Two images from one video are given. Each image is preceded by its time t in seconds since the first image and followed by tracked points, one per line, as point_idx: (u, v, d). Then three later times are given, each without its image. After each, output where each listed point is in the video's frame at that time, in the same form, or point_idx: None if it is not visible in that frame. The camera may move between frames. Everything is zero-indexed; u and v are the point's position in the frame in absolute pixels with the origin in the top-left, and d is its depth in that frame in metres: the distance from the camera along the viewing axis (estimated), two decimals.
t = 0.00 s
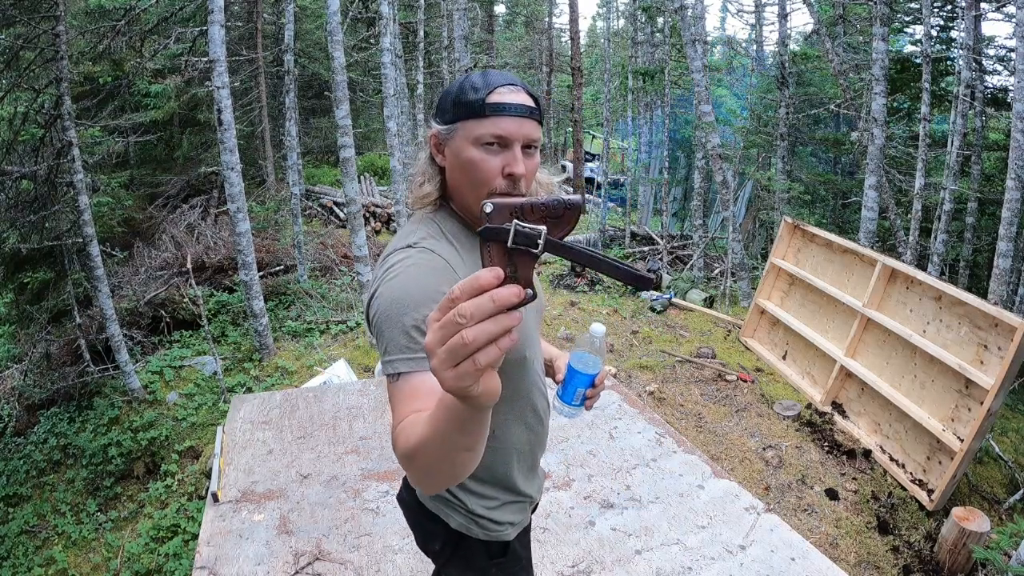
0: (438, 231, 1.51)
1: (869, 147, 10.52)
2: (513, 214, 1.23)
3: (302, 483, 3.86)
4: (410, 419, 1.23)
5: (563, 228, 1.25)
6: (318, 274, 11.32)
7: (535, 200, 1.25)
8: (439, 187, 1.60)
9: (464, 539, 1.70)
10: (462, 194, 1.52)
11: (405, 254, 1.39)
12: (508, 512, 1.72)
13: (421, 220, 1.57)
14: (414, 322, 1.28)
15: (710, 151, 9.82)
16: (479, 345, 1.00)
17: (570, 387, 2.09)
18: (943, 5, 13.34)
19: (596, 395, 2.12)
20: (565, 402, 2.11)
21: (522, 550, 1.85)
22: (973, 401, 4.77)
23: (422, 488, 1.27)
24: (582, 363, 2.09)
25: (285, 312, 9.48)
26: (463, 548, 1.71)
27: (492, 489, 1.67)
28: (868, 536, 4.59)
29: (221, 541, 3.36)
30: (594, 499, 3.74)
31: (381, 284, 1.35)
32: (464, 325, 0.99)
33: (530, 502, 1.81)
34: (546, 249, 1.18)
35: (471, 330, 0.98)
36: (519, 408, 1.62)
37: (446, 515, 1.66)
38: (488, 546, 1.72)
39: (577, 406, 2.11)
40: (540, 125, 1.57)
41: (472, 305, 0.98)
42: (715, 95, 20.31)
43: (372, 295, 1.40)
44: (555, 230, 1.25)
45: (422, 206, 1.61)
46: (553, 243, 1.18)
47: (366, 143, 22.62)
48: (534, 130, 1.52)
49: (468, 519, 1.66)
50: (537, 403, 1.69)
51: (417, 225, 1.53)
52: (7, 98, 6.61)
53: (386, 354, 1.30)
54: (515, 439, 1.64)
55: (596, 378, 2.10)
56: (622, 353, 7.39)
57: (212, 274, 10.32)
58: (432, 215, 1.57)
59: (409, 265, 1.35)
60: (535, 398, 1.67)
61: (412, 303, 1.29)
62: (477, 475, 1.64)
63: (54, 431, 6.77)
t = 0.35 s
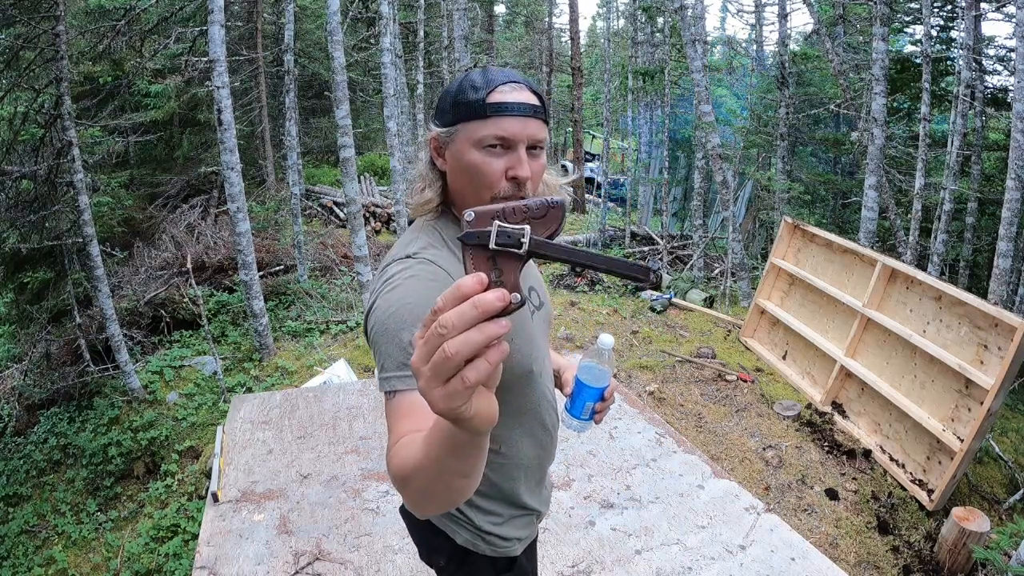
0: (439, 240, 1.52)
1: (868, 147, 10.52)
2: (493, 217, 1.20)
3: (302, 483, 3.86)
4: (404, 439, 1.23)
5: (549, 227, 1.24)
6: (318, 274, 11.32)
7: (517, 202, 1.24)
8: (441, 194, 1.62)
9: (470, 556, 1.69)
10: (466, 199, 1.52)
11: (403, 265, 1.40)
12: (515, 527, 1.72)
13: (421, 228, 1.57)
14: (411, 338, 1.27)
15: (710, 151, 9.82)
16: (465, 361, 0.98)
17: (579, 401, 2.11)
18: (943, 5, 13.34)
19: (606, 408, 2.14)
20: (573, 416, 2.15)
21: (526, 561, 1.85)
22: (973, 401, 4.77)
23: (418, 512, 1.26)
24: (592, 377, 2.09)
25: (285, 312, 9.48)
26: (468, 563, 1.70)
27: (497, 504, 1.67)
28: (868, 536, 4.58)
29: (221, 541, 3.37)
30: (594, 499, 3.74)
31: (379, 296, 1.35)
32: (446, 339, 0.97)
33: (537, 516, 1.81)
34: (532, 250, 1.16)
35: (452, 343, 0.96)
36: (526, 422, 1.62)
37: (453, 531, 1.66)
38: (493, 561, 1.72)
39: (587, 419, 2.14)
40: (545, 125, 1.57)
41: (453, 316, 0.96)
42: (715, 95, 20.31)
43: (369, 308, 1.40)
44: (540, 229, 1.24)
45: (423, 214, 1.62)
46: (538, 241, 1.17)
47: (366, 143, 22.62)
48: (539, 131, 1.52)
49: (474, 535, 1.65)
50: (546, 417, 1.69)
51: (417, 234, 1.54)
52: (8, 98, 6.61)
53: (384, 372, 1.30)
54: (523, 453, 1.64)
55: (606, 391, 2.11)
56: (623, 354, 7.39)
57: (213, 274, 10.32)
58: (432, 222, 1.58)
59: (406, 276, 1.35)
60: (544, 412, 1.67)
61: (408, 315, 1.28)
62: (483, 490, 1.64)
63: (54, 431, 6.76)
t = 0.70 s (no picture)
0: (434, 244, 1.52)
1: (869, 147, 10.52)
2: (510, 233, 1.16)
3: (302, 483, 3.86)
4: (384, 447, 1.27)
5: (543, 289, 1.11)
6: (318, 274, 11.31)
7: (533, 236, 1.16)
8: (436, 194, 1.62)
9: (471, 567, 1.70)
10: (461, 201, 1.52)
11: (396, 271, 1.38)
12: (523, 539, 1.72)
13: (417, 235, 1.55)
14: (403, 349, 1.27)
15: (710, 151, 9.82)
16: (407, 348, 1.02)
17: (585, 413, 2.03)
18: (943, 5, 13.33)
19: (614, 418, 2.05)
20: (581, 429, 2.06)
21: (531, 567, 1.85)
22: (973, 401, 4.77)
23: (407, 525, 1.28)
24: (597, 389, 2.02)
25: (285, 312, 9.48)
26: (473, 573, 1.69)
27: (502, 516, 1.67)
28: (868, 536, 4.58)
29: (221, 541, 3.37)
30: (594, 499, 3.74)
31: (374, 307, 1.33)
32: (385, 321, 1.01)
33: (545, 526, 1.82)
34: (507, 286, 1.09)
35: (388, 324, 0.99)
36: (531, 434, 1.62)
37: (460, 545, 1.66)
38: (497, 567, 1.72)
39: (594, 430, 2.05)
40: (543, 124, 1.57)
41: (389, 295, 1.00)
42: (715, 95, 20.31)
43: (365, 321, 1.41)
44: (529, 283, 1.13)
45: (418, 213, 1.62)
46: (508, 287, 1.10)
47: (366, 143, 22.62)
48: (538, 129, 1.52)
49: (483, 548, 1.65)
50: (551, 428, 1.69)
51: (414, 239, 1.54)
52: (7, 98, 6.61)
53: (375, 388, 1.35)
54: (528, 466, 1.64)
55: (613, 402, 2.02)
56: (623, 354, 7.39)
57: (212, 273, 10.31)
58: (429, 228, 1.58)
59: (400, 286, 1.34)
60: (548, 423, 1.67)
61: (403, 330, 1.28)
62: (489, 504, 1.64)
63: (53, 431, 6.76)
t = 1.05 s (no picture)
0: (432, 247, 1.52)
1: (868, 147, 10.53)
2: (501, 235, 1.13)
3: (301, 483, 3.86)
4: (378, 467, 1.26)
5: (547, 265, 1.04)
6: (318, 274, 11.32)
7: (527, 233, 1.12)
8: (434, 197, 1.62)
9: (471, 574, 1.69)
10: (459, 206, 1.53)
11: (391, 278, 1.35)
12: (526, 544, 1.73)
13: (414, 240, 1.54)
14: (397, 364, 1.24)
15: (710, 151, 9.82)
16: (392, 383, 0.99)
17: (585, 422, 1.97)
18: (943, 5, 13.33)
19: (615, 428, 2.00)
20: (581, 439, 2.00)
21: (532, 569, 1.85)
22: (973, 401, 4.77)
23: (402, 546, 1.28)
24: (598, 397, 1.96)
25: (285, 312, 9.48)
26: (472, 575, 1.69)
27: (503, 522, 1.66)
28: (868, 536, 4.58)
29: (221, 541, 3.37)
30: (594, 499, 3.74)
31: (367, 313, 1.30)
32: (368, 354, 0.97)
33: (547, 531, 1.82)
34: (498, 281, 1.03)
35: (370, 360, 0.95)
36: (531, 441, 1.62)
37: (464, 551, 1.64)
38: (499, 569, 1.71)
39: (595, 441, 2.00)
40: (543, 124, 1.57)
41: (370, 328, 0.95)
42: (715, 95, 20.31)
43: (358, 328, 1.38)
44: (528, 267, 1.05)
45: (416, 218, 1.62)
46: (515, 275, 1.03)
47: (366, 143, 22.62)
48: (536, 129, 1.52)
49: (486, 554, 1.65)
50: (551, 434, 1.69)
51: (410, 242, 1.53)
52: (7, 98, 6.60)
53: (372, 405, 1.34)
54: (528, 472, 1.64)
55: (614, 412, 1.97)
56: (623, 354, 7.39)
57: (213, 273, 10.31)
58: (426, 233, 1.58)
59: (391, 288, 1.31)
60: (548, 429, 1.67)
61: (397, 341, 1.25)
62: (491, 510, 1.63)
63: (53, 431, 6.76)
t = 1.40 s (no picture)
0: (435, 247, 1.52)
1: (868, 147, 10.53)
2: (464, 210, 1.07)
3: (301, 483, 3.86)
4: (387, 478, 1.26)
5: (532, 228, 1.05)
6: (318, 274, 11.32)
7: (498, 193, 1.06)
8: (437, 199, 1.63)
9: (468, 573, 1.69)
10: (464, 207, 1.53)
11: (395, 280, 1.34)
12: (526, 541, 1.73)
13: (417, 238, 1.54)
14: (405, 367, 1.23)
15: (710, 151, 9.82)
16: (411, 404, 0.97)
17: (574, 425, 1.91)
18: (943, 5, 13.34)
19: (605, 429, 1.96)
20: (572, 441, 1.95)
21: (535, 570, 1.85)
22: (973, 401, 4.76)
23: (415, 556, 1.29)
24: (587, 400, 1.92)
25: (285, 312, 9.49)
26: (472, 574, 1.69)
27: (503, 520, 1.66)
28: (868, 536, 4.58)
29: (221, 541, 3.37)
30: (594, 499, 3.74)
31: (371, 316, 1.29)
32: (388, 376, 0.95)
33: (545, 528, 1.83)
34: (501, 257, 1.01)
35: (395, 381, 0.94)
36: (531, 440, 1.62)
37: (466, 552, 1.63)
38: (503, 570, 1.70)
39: (588, 442, 1.98)
40: (552, 125, 1.56)
41: (389, 349, 0.93)
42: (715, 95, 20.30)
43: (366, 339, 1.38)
44: (517, 234, 1.05)
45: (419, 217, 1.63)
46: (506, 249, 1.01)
47: (366, 143, 22.63)
48: (544, 129, 1.51)
49: (488, 553, 1.64)
50: (551, 433, 1.69)
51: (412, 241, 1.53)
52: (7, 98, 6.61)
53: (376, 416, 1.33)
54: (528, 471, 1.64)
55: (602, 412, 1.93)
56: (623, 354, 7.39)
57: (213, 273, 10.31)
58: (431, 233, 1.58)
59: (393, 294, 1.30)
60: (548, 429, 1.67)
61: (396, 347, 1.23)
62: (492, 509, 1.63)
63: (53, 431, 6.76)
